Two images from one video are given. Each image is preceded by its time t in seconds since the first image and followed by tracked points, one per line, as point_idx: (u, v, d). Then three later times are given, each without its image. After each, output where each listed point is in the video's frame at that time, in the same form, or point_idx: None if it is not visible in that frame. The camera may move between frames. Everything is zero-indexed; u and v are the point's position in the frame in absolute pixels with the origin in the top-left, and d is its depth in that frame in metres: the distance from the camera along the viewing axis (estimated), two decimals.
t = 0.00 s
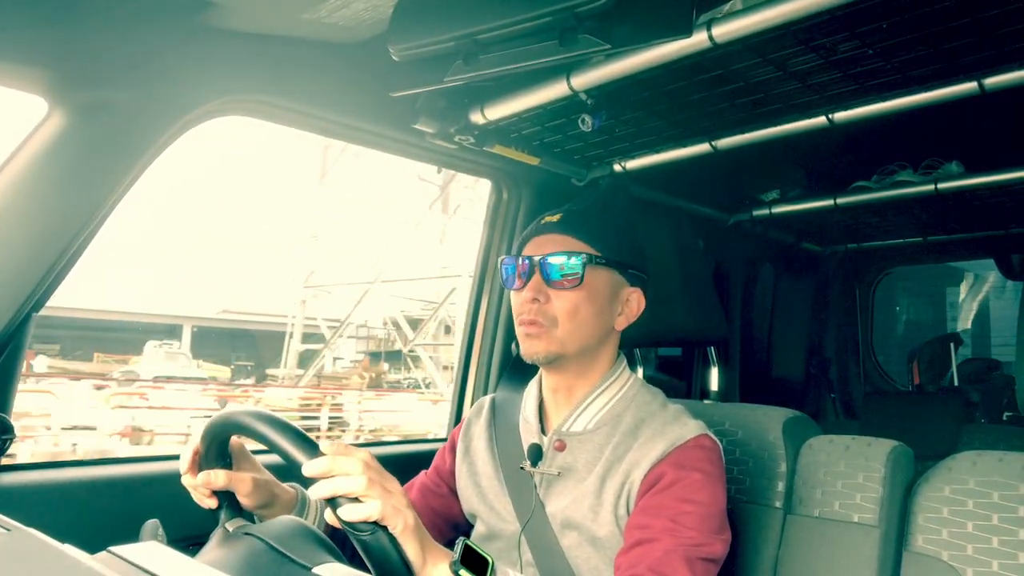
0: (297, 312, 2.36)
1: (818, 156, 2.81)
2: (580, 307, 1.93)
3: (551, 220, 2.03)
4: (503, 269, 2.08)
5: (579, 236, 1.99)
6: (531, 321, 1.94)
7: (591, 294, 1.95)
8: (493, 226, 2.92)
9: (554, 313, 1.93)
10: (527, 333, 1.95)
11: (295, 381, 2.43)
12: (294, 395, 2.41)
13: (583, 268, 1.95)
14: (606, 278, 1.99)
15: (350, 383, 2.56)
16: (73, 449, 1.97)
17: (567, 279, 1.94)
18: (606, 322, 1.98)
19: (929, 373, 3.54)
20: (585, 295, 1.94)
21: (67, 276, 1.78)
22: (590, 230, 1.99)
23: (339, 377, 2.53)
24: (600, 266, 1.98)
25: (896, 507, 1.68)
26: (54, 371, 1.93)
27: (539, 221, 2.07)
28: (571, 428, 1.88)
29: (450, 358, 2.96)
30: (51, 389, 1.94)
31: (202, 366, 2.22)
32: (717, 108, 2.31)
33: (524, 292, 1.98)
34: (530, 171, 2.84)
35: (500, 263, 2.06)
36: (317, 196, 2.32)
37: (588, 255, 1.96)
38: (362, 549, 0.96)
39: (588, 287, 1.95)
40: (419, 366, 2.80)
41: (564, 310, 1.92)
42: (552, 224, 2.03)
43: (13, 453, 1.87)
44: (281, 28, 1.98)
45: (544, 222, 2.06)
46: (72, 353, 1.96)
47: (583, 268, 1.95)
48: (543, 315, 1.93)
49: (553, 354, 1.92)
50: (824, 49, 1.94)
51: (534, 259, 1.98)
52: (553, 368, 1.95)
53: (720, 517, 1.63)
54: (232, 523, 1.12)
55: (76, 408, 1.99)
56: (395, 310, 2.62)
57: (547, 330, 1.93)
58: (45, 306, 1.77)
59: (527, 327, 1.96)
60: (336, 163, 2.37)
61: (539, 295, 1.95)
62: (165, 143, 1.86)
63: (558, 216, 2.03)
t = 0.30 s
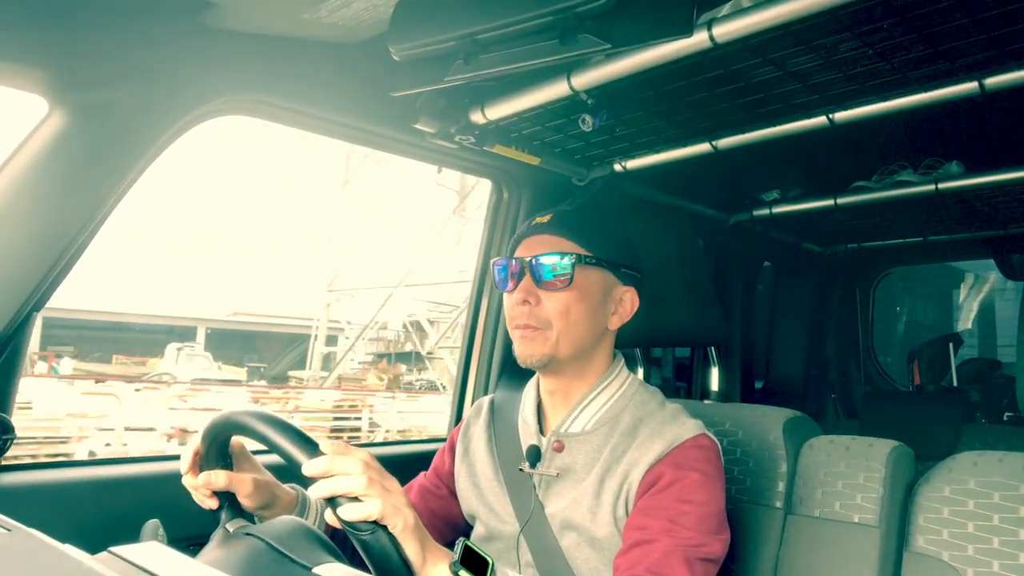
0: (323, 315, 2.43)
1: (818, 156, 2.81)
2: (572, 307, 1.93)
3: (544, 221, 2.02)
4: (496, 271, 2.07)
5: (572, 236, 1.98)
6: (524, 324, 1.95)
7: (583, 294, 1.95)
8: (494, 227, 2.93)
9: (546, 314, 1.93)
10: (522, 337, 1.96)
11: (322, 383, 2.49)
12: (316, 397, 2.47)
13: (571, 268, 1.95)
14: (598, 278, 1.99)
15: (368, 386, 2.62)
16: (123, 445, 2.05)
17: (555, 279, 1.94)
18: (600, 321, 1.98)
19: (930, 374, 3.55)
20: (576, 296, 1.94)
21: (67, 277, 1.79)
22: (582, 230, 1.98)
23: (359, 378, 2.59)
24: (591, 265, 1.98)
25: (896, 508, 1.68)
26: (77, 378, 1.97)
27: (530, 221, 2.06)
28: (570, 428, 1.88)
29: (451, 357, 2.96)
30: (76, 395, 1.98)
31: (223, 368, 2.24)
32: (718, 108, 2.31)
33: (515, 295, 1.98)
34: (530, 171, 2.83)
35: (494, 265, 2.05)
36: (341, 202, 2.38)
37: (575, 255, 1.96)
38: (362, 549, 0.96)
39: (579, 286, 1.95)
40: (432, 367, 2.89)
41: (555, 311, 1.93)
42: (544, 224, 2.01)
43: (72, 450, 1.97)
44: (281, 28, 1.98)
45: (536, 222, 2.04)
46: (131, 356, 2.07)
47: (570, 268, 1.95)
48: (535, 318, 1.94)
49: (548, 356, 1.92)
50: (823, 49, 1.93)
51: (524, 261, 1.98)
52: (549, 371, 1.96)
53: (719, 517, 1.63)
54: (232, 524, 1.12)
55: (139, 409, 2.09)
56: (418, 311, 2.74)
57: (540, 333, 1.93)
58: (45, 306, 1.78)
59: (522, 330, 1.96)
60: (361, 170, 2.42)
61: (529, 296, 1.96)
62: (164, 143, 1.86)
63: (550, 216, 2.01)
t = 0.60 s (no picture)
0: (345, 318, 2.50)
1: (817, 155, 2.81)
2: (568, 308, 1.94)
3: (538, 221, 2.02)
4: (495, 271, 2.08)
5: (570, 236, 1.98)
6: (521, 324, 1.96)
7: (579, 294, 1.95)
8: (494, 226, 2.93)
9: (543, 315, 1.94)
10: (519, 337, 1.96)
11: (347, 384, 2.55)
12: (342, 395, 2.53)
13: (566, 268, 1.94)
14: (594, 278, 1.99)
15: (386, 388, 2.68)
16: (169, 444, 2.13)
17: (549, 281, 1.94)
18: (596, 321, 1.98)
19: (928, 373, 3.55)
20: (572, 295, 1.94)
21: (67, 276, 1.79)
22: (578, 230, 1.98)
23: (378, 380, 2.65)
24: (587, 265, 1.97)
25: (895, 507, 1.68)
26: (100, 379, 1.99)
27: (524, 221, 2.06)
28: (569, 427, 1.88)
29: (452, 357, 2.96)
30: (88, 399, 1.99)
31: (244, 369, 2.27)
32: (717, 108, 2.31)
33: (512, 295, 1.99)
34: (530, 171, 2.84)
35: (490, 266, 2.06)
36: (358, 207, 2.43)
37: (571, 254, 1.95)
38: (359, 546, 0.96)
39: (575, 286, 1.95)
40: (445, 368, 2.94)
41: (552, 311, 1.93)
42: (538, 225, 2.02)
43: (105, 450, 2.03)
44: (281, 27, 1.98)
45: (530, 222, 2.05)
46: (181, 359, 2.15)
47: (565, 268, 1.94)
48: (531, 319, 1.95)
49: (546, 356, 1.92)
50: (823, 49, 1.93)
51: (519, 262, 1.98)
52: (546, 370, 1.96)
53: (718, 515, 1.63)
54: (232, 524, 1.13)
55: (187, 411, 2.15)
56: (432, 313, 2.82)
57: (537, 333, 1.93)
58: (44, 305, 1.78)
59: (518, 330, 1.97)
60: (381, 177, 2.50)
61: (526, 297, 1.97)
62: (164, 142, 1.86)
63: (545, 217, 2.02)
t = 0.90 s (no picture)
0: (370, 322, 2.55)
1: (817, 155, 2.81)
2: (570, 307, 1.93)
3: (539, 222, 2.02)
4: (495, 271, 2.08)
5: (571, 236, 1.98)
6: (523, 323, 1.96)
7: (581, 294, 1.95)
8: (495, 226, 2.93)
9: (544, 314, 1.94)
10: (520, 335, 1.97)
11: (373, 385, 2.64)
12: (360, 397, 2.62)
13: (568, 268, 1.95)
14: (596, 277, 1.99)
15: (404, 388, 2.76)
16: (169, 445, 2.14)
17: (553, 279, 1.94)
18: (598, 321, 1.97)
19: (928, 373, 3.57)
20: (574, 295, 1.94)
21: (67, 277, 1.79)
22: (579, 230, 1.98)
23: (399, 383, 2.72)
24: (589, 265, 1.97)
25: (895, 507, 1.69)
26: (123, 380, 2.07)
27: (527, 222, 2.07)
28: (570, 427, 1.87)
29: (453, 357, 2.96)
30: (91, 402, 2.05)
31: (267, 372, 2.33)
32: (717, 107, 2.31)
33: (514, 295, 1.99)
34: (529, 171, 2.83)
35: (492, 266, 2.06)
36: (376, 214, 2.51)
37: (573, 255, 1.95)
38: (358, 543, 0.96)
39: (577, 286, 1.95)
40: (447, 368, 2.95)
41: (554, 311, 1.93)
42: (539, 225, 2.02)
43: (106, 450, 2.03)
44: (280, 27, 1.98)
45: (533, 222, 2.05)
46: (209, 359, 2.27)
47: (568, 268, 1.94)
48: (533, 317, 1.95)
49: (546, 355, 1.93)
50: (823, 49, 1.94)
51: (521, 262, 1.98)
52: (547, 369, 1.96)
53: (719, 515, 1.63)
54: (232, 524, 1.13)
55: (212, 411, 2.23)
56: (433, 313, 2.83)
57: (539, 332, 1.94)
58: (45, 307, 1.78)
59: (520, 329, 1.97)
60: (400, 183, 2.55)
61: (528, 297, 1.96)
62: (164, 143, 1.86)
63: (547, 217, 2.02)
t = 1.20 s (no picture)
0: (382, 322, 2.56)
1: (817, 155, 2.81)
2: (571, 309, 1.93)
3: (541, 223, 2.02)
4: (496, 271, 2.07)
5: (572, 237, 1.98)
6: (525, 325, 1.96)
7: (582, 295, 1.95)
8: (495, 226, 2.93)
9: (546, 316, 1.94)
10: (521, 336, 1.97)
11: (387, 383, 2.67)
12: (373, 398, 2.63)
13: (570, 270, 1.95)
14: (597, 279, 1.99)
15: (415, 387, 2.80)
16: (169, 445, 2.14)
17: (554, 282, 1.94)
18: (599, 321, 1.97)
19: (930, 373, 3.57)
20: (575, 296, 1.94)
21: (66, 277, 1.79)
22: (580, 230, 1.98)
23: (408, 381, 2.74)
24: (591, 266, 1.97)
25: (895, 507, 1.69)
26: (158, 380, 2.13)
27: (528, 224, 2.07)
28: (570, 425, 1.87)
29: (453, 357, 2.96)
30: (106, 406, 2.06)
31: (275, 371, 2.35)
32: (718, 107, 2.31)
33: (515, 297, 1.99)
34: (530, 171, 2.84)
35: (493, 267, 2.06)
36: (395, 218, 2.50)
37: (574, 256, 1.96)
38: (355, 540, 0.96)
39: (578, 287, 1.95)
40: (448, 368, 2.95)
41: (555, 313, 1.93)
42: (540, 226, 2.02)
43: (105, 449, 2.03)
44: (281, 27, 1.98)
45: (533, 225, 2.05)
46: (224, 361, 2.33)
47: (569, 269, 1.95)
48: (535, 319, 1.94)
49: (547, 356, 1.93)
50: (823, 49, 1.93)
51: (523, 264, 1.98)
52: (548, 371, 1.96)
53: (719, 514, 1.62)
54: (233, 526, 1.13)
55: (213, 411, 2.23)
56: (434, 313, 2.84)
57: (540, 333, 1.94)
58: (45, 307, 1.78)
59: (521, 330, 1.97)
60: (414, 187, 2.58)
61: (530, 298, 1.96)
62: (164, 142, 1.86)
63: (548, 218, 2.02)
